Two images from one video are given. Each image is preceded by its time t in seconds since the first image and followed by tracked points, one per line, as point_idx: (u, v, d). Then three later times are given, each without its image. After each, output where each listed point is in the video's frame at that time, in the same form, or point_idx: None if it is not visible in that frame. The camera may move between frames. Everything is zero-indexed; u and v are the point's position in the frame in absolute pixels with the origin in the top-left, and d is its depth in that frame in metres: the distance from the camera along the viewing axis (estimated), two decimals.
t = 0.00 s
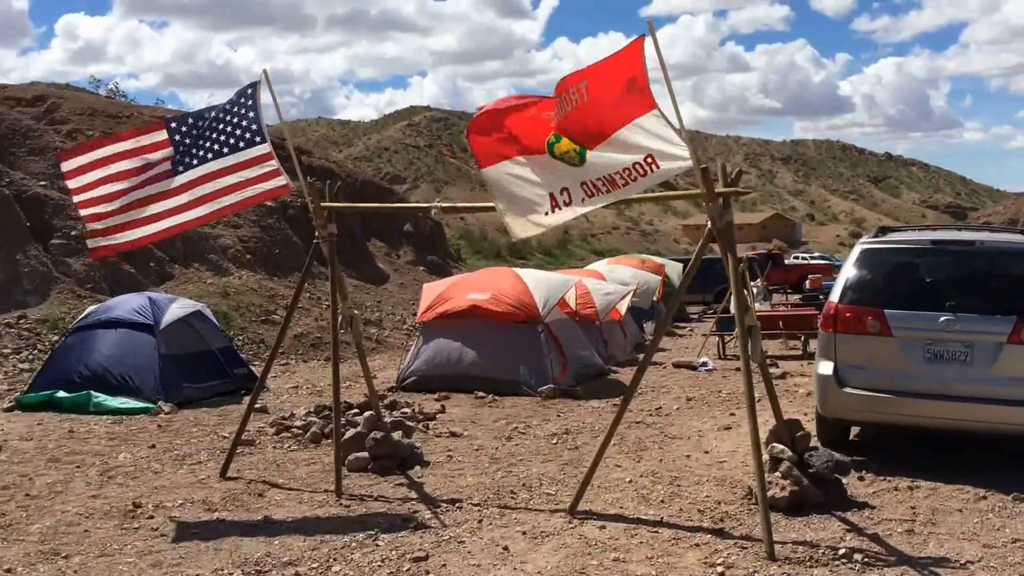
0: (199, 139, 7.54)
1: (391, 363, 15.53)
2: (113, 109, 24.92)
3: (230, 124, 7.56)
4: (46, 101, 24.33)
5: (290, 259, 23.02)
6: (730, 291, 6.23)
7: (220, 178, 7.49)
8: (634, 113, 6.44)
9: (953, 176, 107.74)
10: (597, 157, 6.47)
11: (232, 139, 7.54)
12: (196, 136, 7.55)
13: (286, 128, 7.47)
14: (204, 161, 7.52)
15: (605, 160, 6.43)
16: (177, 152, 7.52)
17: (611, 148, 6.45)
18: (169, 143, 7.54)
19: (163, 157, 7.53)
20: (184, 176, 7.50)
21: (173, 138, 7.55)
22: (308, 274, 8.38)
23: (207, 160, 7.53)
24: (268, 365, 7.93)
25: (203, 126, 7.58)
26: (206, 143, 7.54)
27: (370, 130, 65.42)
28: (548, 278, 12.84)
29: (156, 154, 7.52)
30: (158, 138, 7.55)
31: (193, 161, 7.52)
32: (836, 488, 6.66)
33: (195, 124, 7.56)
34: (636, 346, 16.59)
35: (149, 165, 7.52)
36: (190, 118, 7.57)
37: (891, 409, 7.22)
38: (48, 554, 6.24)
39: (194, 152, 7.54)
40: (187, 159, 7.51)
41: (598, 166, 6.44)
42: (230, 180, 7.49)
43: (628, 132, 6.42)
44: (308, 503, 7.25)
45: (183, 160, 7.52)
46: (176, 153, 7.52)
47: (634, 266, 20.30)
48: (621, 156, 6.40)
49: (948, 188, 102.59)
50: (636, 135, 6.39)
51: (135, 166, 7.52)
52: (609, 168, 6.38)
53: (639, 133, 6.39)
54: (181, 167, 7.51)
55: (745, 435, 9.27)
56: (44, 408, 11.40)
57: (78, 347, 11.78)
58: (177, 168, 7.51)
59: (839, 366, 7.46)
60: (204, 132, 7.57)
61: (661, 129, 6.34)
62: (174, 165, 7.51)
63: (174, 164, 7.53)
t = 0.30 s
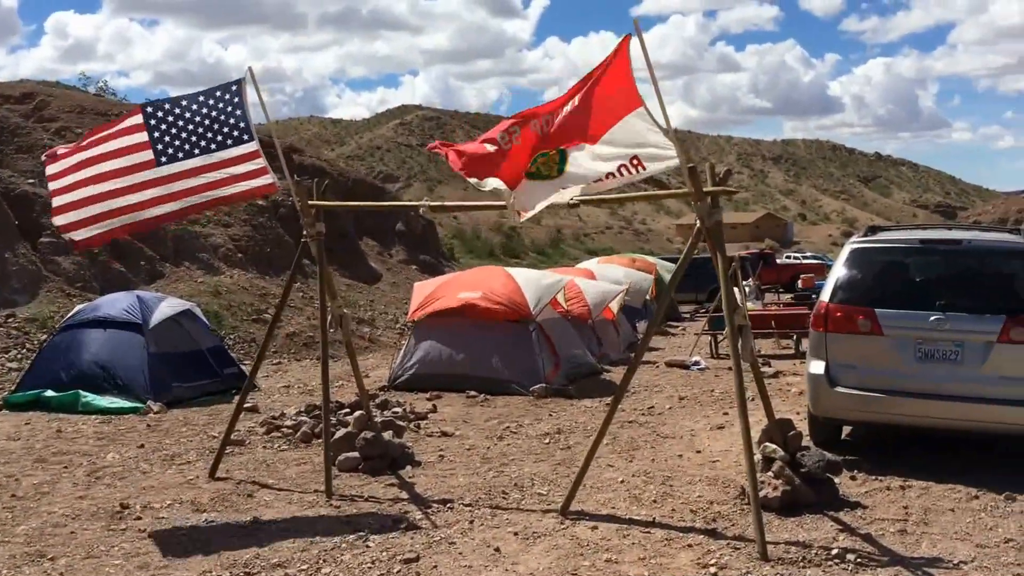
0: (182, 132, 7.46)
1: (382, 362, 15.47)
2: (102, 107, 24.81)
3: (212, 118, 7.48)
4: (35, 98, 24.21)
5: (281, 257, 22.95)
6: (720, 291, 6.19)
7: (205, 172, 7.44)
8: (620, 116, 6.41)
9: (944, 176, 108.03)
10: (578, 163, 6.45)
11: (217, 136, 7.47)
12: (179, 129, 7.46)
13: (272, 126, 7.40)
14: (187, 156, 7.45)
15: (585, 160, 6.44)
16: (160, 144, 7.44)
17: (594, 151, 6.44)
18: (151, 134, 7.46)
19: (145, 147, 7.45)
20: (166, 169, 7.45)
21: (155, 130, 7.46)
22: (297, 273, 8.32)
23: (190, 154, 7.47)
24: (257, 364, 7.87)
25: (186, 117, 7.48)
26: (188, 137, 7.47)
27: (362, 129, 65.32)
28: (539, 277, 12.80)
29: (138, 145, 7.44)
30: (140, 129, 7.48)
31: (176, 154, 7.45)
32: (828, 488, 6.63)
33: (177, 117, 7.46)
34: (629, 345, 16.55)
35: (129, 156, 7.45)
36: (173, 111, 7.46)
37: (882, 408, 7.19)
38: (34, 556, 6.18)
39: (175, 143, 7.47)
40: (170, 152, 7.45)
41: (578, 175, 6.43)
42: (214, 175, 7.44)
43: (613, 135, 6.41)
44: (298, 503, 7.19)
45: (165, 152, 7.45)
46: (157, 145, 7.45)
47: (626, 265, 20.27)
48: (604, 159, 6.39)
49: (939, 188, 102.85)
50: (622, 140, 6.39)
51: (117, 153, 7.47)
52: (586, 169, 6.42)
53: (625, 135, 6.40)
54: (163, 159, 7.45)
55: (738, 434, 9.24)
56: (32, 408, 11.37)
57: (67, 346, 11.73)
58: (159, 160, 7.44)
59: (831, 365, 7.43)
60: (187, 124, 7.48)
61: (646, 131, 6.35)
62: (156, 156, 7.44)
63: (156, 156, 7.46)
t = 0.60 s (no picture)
0: (166, 130, 7.41)
1: (370, 356, 15.39)
2: (88, 99, 24.64)
3: (196, 114, 7.43)
4: (19, 90, 24.02)
5: (269, 251, 22.83)
6: (709, 284, 6.13)
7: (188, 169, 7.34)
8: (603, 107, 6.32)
9: (932, 170, 108.35)
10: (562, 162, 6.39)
11: (201, 129, 7.41)
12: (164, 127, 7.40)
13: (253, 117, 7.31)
14: (171, 151, 7.38)
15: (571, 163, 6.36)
16: (143, 141, 7.38)
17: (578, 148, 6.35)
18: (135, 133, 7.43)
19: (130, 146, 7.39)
20: (152, 167, 7.37)
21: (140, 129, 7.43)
22: (283, 266, 8.23)
23: (176, 150, 7.39)
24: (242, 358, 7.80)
25: (169, 114, 7.43)
26: (174, 133, 7.40)
27: (350, 122, 65.10)
28: (527, 270, 12.74)
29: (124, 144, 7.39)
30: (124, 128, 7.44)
31: (161, 151, 7.37)
32: (818, 482, 6.59)
33: (161, 114, 7.41)
34: (618, 338, 16.51)
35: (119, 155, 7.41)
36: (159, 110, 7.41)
37: (872, 401, 7.16)
38: (17, 554, 6.09)
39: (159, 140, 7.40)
40: (154, 150, 7.38)
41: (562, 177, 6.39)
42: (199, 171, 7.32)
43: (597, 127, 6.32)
44: (285, 499, 7.12)
45: (150, 150, 7.38)
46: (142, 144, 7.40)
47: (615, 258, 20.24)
48: (588, 158, 6.31)
49: (927, 181, 103.12)
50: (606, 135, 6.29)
51: (109, 148, 7.44)
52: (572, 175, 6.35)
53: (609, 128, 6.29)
54: (148, 157, 7.38)
55: (727, 428, 9.21)
56: (16, 402, 11.23)
57: (52, 341, 11.62)
58: (144, 158, 7.38)
59: (820, 357, 7.39)
60: (170, 120, 7.42)
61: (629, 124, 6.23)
62: (140, 155, 7.38)
63: (140, 154, 7.40)
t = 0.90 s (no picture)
0: (142, 110, 7.24)
1: (354, 345, 15.29)
2: (68, 86, 24.39)
3: (173, 95, 7.29)
4: None
5: (252, 239, 22.66)
6: (696, 270, 6.06)
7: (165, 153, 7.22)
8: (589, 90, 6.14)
9: (914, 157, 108.75)
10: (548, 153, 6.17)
11: (177, 112, 7.27)
12: (139, 107, 7.24)
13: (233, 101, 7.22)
14: (148, 134, 7.23)
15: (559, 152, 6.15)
16: (119, 123, 7.21)
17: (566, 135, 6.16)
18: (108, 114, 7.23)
19: (104, 128, 7.21)
20: (129, 150, 7.22)
21: (115, 108, 7.23)
22: (265, 254, 8.12)
23: (153, 133, 7.25)
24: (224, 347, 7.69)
25: (145, 96, 7.26)
26: (150, 115, 7.25)
27: (333, 110, 64.76)
28: (511, 258, 12.66)
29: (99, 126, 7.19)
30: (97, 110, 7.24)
31: (138, 133, 7.23)
32: (805, 469, 6.56)
33: (135, 96, 7.24)
34: (603, 325, 16.47)
35: (91, 138, 7.20)
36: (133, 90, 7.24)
37: (859, 389, 7.12)
38: None
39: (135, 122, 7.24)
40: (129, 131, 7.21)
41: (549, 168, 6.17)
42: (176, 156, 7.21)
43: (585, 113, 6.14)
44: (267, 489, 7.03)
45: (127, 132, 7.21)
46: (117, 125, 7.21)
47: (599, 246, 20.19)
48: (576, 145, 6.13)
49: (909, 168, 103.48)
50: (593, 119, 6.12)
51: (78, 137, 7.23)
52: (561, 167, 6.14)
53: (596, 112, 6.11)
54: (124, 140, 7.21)
55: (713, 415, 9.17)
56: None
57: (33, 332, 11.49)
58: (120, 140, 7.21)
59: (807, 344, 7.35)
60: (146, 103, 7.26)
61: (615, 107, 6.08)
62: (116, 137, 7.21)
63: (116, 136, 7.22)
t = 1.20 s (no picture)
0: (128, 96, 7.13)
1: (333, 329, 15.17)
2: (44, 69, 24.05)
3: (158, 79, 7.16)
4: None
5: (231, 222, 22.44)
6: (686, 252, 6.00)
7: (136, 139, 7.06)
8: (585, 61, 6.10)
9: (892, 139, 109.17)
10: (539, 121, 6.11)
11: (161, 95, 7.14)
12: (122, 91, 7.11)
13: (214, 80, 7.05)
14: (133, 119, 7.11)
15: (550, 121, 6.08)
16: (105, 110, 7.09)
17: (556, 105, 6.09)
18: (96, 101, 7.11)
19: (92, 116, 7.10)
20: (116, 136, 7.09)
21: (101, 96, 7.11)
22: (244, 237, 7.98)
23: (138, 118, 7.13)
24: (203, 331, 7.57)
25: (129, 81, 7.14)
26: (134, 100, 7.13)
27: (311, 93, 64.28)
28: (493, 241, 12.56)
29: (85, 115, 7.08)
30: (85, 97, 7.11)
31: (124, 119, 7.11)
32: (791, 451, 6.53)
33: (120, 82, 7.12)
34: (582, 307, 16.41)
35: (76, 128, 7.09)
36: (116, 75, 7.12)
37: (846, 370, 7.09)
38: None
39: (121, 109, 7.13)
40: (115, 118, 7.10)
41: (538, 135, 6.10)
42: (137, 147, 7.05)
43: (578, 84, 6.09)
44: (247, 476, 6.93)
45: (113, 119, 7.10)
46: (106, 113, 7.10)
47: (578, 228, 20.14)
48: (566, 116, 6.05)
49: (886, 150, 103.93)
50: (587, 91, 6.06)
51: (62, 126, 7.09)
52: (549, 133, 6.07)
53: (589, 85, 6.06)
54: (111, 126, 7.10)
55: (695, 398, 9.13)
56: None
57: (6, 315, 11.35)
58: (107, 128, 7.09)
59: (793, 325, 7.31)
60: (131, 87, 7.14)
61: (609, 80, 6.04)
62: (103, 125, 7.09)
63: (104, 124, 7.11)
